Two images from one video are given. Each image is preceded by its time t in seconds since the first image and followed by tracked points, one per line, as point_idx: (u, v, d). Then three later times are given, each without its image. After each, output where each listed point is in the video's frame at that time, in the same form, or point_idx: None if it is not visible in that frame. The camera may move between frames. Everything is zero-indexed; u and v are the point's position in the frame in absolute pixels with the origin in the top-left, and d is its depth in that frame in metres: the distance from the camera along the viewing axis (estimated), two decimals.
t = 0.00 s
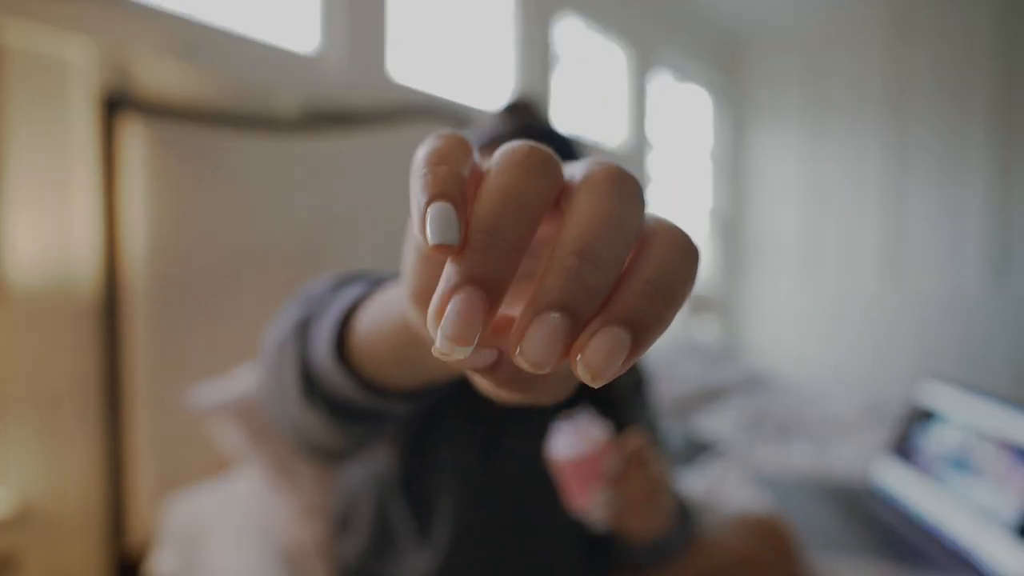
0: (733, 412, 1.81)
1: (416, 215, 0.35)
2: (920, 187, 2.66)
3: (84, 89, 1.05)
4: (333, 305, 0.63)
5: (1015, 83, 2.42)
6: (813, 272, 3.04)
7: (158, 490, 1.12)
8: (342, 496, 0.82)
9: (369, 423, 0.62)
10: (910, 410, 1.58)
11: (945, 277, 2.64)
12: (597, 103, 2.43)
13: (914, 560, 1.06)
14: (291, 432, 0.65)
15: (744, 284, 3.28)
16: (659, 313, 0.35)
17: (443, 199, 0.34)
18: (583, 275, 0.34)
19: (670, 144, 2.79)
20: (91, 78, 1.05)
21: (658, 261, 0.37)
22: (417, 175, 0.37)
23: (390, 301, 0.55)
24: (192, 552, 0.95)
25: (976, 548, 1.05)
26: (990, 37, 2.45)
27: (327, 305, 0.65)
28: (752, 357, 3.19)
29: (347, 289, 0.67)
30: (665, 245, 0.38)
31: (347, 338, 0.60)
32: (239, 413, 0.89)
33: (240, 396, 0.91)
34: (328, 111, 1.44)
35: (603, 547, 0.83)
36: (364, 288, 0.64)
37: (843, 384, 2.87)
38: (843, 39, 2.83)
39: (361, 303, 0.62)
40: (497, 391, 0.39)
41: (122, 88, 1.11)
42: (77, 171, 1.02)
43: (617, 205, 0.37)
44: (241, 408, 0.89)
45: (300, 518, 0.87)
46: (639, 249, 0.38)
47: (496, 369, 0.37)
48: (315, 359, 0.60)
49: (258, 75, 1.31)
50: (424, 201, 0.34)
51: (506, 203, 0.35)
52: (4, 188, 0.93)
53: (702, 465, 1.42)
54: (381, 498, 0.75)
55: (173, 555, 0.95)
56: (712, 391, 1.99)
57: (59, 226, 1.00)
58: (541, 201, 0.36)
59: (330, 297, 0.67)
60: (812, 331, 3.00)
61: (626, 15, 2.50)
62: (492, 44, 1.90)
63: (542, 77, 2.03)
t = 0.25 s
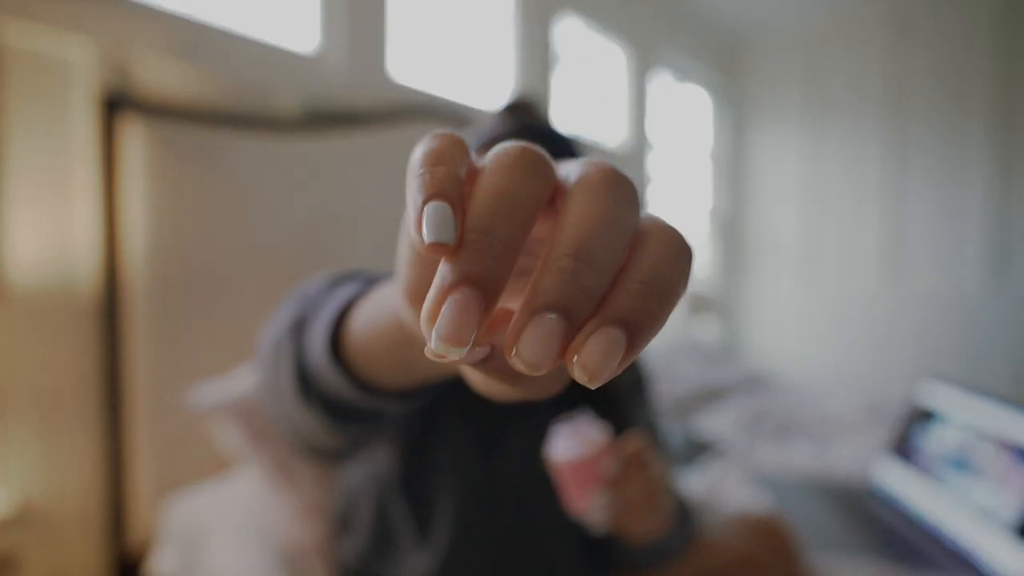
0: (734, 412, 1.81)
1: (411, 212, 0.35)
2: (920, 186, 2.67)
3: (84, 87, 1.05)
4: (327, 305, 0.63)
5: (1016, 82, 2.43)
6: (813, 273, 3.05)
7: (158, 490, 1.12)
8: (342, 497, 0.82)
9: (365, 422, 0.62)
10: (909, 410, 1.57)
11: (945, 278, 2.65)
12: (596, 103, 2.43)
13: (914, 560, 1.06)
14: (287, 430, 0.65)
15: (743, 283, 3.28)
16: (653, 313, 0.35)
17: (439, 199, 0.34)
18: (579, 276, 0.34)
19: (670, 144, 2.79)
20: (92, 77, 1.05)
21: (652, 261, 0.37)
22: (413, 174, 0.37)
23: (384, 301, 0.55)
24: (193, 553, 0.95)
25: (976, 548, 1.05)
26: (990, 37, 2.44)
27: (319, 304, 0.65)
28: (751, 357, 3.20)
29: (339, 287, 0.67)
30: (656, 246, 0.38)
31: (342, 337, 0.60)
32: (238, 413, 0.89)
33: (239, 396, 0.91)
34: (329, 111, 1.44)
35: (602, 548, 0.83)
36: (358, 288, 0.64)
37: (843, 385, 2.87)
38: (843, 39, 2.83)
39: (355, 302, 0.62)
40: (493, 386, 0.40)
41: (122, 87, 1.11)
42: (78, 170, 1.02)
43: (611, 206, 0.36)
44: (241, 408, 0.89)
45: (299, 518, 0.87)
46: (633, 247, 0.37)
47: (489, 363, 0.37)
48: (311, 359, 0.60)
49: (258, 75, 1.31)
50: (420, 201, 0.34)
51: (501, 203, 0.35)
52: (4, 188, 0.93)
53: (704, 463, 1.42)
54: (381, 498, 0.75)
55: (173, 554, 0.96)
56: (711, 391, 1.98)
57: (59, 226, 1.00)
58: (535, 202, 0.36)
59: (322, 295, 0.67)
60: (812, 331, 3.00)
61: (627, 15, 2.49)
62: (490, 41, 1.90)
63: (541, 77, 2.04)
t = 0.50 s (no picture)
0: (734, 413, 1.81)
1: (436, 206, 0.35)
2: (920, 186, 2.67)
3: (84, 87, 1.05)
4: (325, 304, 0.63)
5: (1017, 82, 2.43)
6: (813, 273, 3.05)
7: (158, 490, 1.12)
8: (342, 497, 0.82)
9: (365, 422, 0.62)
10: (909, 410, 1.57)
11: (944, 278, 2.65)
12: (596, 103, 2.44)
13: (914, 560, 1.05)
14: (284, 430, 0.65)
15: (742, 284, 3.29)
16: (665, 308, 0.36)
17: (467, 195, 0.34)
18: (597, 271, 0.35)
19: (670, 144, 2.79)
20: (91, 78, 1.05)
21: (662, 257, 0.37)
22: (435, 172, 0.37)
23: (383, 300, 0.55)
24: (192, 554, 0.95)
25: (976, 548, 1.05)
26: (990, 37, 2.45)
27: (317, 303, 0.65)
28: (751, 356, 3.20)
29: (338, 287, 0.67)
30: (662, 241, 0.38)
31: (340, 337, 0.60)
32: (237, 413, 0.89)
33: (239, 396, 0.91)
34: (329, 111, 1.44)
35: (602, 547, 0.83)
36: (356, 288, 0.64)
37: (843, 384, 2.87)
38: (843, 39, 2.83)
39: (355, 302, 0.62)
40: (500, 380, 0.39)
41: (122, 87, 1.11)
42: (77, 169, 1.03)
43: (624, 203, 0.37)
44: (241, 407, 0.89)
45: (299, 518, 0.87)
46: (643, 243, 0.37)
47: (509, 359, 0.37)
48: (309, 358, 0.60)
49: (259, 75, 1.31)
50: (446, 197, 0.34)
51: (524, 198, 0.35)
52: (4, 188, 0.93)
53: (704, 462, 1.43)
54: (381, 498, 0.75)
55: (172, 554, 0.96)
56: (711, 391, 1.98)
57: (59, 226, 1.00)
58: (552, 199, 0.36)
59: (320, 295, 0.67)
60: (812, 331, 3.00)
61: (626, 15, 2.49)
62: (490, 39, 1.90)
63: (540, 77, 2.04)
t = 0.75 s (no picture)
0: (734, 413, 1.81)
1: (414, 226, 0.35)
2: (920, 186, 2.67)
3: (85, 86, 1.04)
4: (327, 305, 0.63)
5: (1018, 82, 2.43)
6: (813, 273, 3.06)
7: (158, 491, 1.12)
8: (342, 497, 0.82)
9: (367, 423, 0.62)
10: (909, 410, 1.57)
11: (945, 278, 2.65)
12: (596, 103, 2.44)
13: (914, 560, 1.05)
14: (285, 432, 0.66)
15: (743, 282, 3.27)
16: (664, 310, 0.36)
17: (444, 215, 0.34)
18: (591, 275, 0.34)
19: (670, 144, 2.79)
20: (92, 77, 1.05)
21: (660, 258, 0.37)
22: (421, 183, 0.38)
23: (385, 301, 0.55)
24: (192, 554, 0.95)
25: (976, 548, 1.05)
26: (990, 37, 2.45)
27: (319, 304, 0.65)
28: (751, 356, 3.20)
29: (340, 288, 0.67)
30: (655, 246, 0.38)
31: (341, 337, 0.60)
32: (237, 413, 0.90)
33: (239, 395, 0.91)
34: (329, 111, 1.44)
35: (602, 547, 0.83)
36: (358, 289, 0.64)
37: (843, 385, 2.87)
38: (843, 39, 2.83)
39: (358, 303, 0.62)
40: (504, 388, 0.39)
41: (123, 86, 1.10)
42: (78, 169, 1.02)
43: (617, 208, 0.37)
44: (241, 407, 0.89)
45: (299, 518, 0.87)
46: (639, 245, 0.38)
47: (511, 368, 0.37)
48: (311, 359, 0.60)
49: (258, 75, 1.31)
50: (423, 217, 0.35)
51: (510, 207, 0.35)
52: (4, 188, 0.93)
53: (704, 463, 1.42)
54: (381, 498, 0.75)
55: (172, 553, 0.96)
56: (711, 392, 1.98)
57: (59, 226, 1.00)
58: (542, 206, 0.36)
59: (322, 296, 0.67)
60: (812, 331, 3.01)
61: (626, 15, 2.49)
62: (490, 39, 1.90)
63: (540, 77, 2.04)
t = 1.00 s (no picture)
0: (733, 413, 1.80)
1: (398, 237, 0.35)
2: (920, 186, 2.67)
3: (84, 86, 1.04)
4: (326, 306, 0.63)
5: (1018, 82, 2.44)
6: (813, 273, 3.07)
7: (158, 491, 1.12)
8: (342, 497, 0.82)
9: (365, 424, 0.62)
10: (910, 410, 1.56)
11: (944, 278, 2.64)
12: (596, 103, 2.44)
13: (914, 560, 1.05)
14: (283, 433, 0.66)
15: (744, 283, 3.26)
16: (658, 307, 0.35)
17: (425, 227, 0.34)
18: (583, 276, 0.34)
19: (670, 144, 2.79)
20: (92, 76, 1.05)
21: (653, 255, 0.37)
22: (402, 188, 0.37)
23: (383, 301, 0.55)
24: (191, 554, 0.95)
25: (976, 547, 1.05)
26: (990, 37, 2.45)
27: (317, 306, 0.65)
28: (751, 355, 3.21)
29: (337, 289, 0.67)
30: (641, 245, 0.38)
31: (340, 338, 0.60)
32: (238, 412, 0.90)
33: (240, 394, 0.91)
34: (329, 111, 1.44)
35: (602, 547, 0.83)
36: (356, 289, 0.64)
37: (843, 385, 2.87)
38: (843, 39, 2.83)
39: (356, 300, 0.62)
40: (506, 389, 0.39)
41: (123, 87, 1.11)
42: (77, 169, 1.02)
43: (607, 207, 0.36)
44: (241, 407, 0.90)
45: (299, 517, 0.87)
46: (631, 242, 0.38)
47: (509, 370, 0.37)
48: (310, 359, 0.60)
49: (259, 75, 1.31)
50: (406, 230, 0.35)
51: (491, 213, 0.35)
52: (4, 188, 0.93)
53: (703, 464, 1.42)
54: (381, 498, 0.75)
55: (171, 553, 0.96)
56: (711, 392, 1.98)
57: (59, 226, 1.00)
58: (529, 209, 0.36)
59: (320, 298, 0.67)
60: (812, 331, 3.01)
61: (627, 15, 2.49)
62: (489, 41, 1.91)
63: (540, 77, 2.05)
